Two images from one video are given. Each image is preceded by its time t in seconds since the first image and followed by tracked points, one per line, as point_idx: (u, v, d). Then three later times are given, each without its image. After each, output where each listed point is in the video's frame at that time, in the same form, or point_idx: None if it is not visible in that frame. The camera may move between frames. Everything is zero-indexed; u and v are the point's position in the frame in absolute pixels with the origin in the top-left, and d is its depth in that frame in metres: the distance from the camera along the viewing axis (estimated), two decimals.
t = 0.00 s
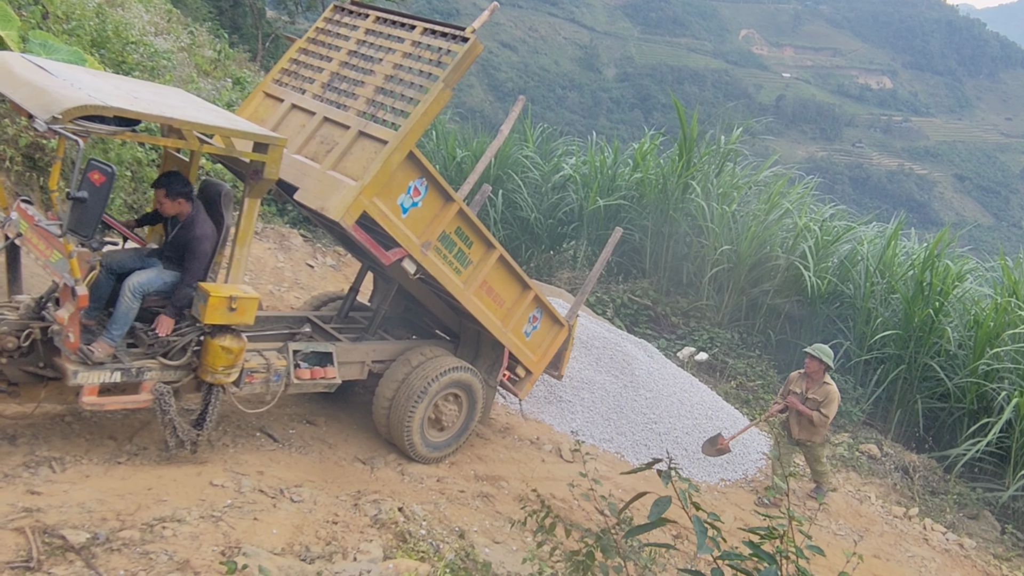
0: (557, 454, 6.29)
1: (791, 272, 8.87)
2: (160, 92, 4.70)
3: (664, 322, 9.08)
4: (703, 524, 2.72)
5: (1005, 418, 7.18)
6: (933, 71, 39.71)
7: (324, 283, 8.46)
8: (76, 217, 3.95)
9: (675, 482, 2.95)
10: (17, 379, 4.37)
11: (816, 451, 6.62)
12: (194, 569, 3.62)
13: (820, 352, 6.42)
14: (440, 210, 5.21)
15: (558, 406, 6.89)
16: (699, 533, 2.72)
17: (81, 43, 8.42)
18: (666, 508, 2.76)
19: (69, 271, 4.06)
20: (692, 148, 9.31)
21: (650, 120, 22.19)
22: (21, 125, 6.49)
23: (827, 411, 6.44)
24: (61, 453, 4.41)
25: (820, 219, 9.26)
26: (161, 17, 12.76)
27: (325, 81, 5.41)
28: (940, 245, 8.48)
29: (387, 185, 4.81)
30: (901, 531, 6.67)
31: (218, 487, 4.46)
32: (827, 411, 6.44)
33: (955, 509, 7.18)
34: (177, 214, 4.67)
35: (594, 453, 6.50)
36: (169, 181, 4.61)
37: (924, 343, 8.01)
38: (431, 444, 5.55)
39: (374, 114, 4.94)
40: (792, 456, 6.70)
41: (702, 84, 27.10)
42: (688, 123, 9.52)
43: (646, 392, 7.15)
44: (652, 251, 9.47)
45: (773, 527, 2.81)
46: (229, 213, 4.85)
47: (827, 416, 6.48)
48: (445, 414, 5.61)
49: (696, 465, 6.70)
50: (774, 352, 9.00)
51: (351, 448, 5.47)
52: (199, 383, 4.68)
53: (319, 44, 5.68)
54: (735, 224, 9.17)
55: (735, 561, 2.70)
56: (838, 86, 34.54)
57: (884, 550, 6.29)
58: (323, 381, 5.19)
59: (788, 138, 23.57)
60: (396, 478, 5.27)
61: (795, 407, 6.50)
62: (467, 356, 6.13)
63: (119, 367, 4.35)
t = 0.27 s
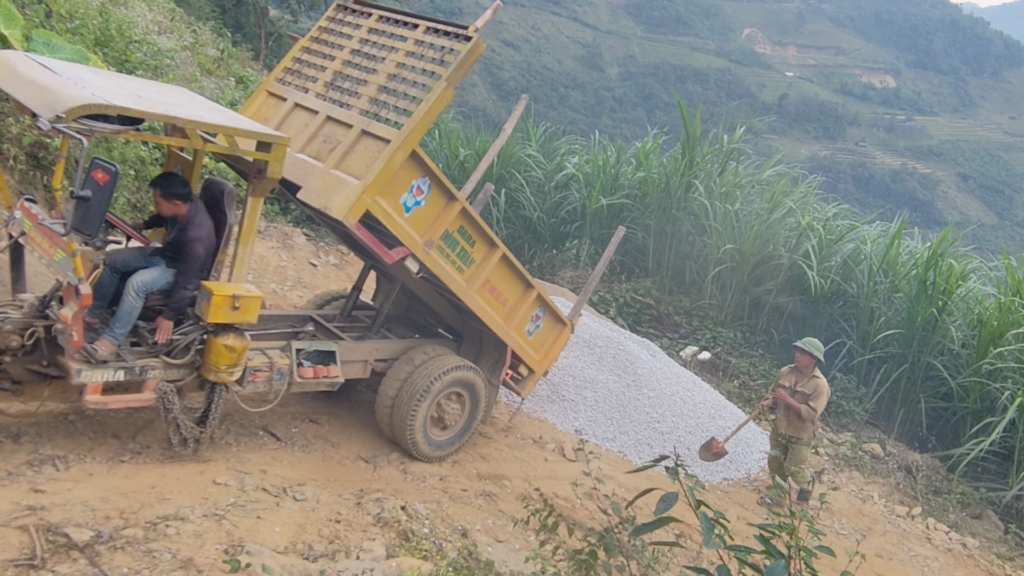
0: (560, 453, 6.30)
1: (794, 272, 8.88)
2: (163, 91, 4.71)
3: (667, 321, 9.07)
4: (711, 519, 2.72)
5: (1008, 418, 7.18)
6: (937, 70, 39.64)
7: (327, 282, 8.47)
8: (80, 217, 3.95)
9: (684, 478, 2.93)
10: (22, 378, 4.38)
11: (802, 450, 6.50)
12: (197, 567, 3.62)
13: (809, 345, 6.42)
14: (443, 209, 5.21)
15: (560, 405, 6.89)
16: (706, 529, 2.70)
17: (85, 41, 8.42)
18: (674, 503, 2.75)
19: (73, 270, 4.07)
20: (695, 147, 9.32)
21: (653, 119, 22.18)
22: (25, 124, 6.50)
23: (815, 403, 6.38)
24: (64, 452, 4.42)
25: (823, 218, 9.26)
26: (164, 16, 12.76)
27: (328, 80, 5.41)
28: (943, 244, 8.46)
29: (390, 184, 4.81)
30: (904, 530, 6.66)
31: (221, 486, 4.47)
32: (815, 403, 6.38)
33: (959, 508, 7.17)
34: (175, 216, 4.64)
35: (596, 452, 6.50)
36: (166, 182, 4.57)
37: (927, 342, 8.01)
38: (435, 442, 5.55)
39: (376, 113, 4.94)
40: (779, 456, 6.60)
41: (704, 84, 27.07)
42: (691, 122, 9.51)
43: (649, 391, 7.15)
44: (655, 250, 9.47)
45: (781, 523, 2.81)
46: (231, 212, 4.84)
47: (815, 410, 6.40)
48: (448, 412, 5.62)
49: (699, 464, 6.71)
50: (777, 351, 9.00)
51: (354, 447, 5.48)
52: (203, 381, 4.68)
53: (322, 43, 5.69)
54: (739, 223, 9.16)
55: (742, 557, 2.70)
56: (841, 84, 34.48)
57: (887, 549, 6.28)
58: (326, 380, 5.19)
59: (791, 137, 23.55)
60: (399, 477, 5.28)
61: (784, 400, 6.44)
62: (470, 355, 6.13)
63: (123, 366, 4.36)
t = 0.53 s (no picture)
0: (562, 452, 6.30)
1: (797, 271, 8.88)
2: (166, 90, 4.71)
3: (670, 321, 9.08)
4: (717, 519, 2.73)
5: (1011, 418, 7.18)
6: (940, 69, 39.60)
7: (329, 281, 8.48)
8: (83, 215, 3.95)
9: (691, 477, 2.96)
10: (25, 376, 4.37)
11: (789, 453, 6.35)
12: (200, 565, 3.63)
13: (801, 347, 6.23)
14: (445, 208, 5.21)
15: (563, 404, 6.88)
16: (713, 528, 2.71)
17: (88, 40, 8.42)
18: (682, 502, 2.76)
19: (76, 269, 4.07)
20: (698, 146, 9.32)
21: (656, 119, 22.18)
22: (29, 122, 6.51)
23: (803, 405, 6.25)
24: (67, 450, 4.43)
25: (826, 217, 9.25)
26: (167, 14, 12.76)
27: (330, 79, 5.41)
28: (947, 243, 8.45)
29: (392, 183, 4.81)
30: (907, 530, 6.66)
31: (224, 484, 4.47)
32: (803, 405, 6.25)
33: (961, 508, 7.18)
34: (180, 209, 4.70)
35: (599, 451, 6.50)
36: (168, 175, 4.62)
37: (931, 341, 8.01)
38: (436, 441, 5.55)
39: (379, 112, 4.94)
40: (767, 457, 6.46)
41: (707, 82, 27.05)
42: (694, 121, 9.50)
43: (652, 390, 7.14)
44: (657, 249, 9.46)
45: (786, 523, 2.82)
46: (235, 212, 4.86)
47: (802, 413, 6.23)
48: (450, 411, 5.61)
49: (702, 463, 6.71)
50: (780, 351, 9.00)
51: (357, 445, 5.48)
52: (205, 380, 4.69)
53: (324, 42, 5.69)
54: (742, 222, 9.16)
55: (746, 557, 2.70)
56: (844, 83, 34.44)
57: (890, 549, 6.28)
58: (329, 379, 5.20)
59: (794, 136, 23.53)
60: (401, 475, 5.28)
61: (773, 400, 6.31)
62: (473, 353, 6.13)
63: (126, 364, 4.37)
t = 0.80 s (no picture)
0: (564, 450, 6.30)
1: (799, 270, 8.88)
2: (168, 88, 4.72)
3: (671, 319, 9.07)
4: (717, 520, 2.72)
5: (1013, 417, 7.21)
6: (942, 67, 39.53)
7: (331, 279, 8.48)
8: (85, 214, 3.95)
9: (689, 479, 2.91)
10: (27, 374, 4.38)
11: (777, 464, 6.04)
12: (202, 563, 3.63)
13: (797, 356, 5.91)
14: (445, 208, 5.21)
15: (564, 403, 6.88)
16: (712, 529, 2.69)
17: (90, 38, 8.42)
18: (679, 504, 2.74)
19: (78, 267, 4.07)
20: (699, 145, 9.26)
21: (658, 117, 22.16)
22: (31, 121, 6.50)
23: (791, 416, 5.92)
24: (70, 448, 4.43)
25: (828, 216, 9.24)
26: (168, 12, 12.75)
27: (329, 79, 5.41)
28: (949, 242, 8.44)
29: (392, 184, 4.81)
30: (908, 529, 6.65)
31: (226, 482, 4.48)
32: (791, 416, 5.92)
33: (963, 507, 7.17)
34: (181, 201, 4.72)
35: (601, 450, 6.51)
36: (168, 166, 4.66)
37: (933, 340, 8.00)
38: (437, 438, 5.54)
39: (378, 113, 4.94)
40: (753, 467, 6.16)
41: (708, 81, 27.02)
42: (696, 119, 9.49)
43: (653, 389, 7.14)
44: (659, 248, 9.45)
45: (786, 524, 2.81)
46: (236, 209, 4.86)
47: (788, 424, 5.91)
48: (450, 409, 5.61)
49: (704, 463, 6.71)
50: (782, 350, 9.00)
51: (359, 444, 5.49)
52: (208, 378, 4.69)
53: (323, 41, 5.68)
54: (744, 221, 9.16)
55: (746, 557, 2.69)
56: (846, 82, 34.38)
57: (892, 548, 6.27)
58: (331, 377, 5.20)
59: (796, 134, 23.51)
60: (403, 474, 5.28)
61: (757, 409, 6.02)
62: (474, 352, 6.14)
63: (128, 363, 4.37)
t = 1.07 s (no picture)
0: (564, 449, 6.30)
1: (799, 268, 8.88)
2: (169, 86, 4.71)
3: (672, 318, 9.07)
4: (716, 518, 2.72)
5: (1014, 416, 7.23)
6: (944, 66, 39.50)
7: (331, 278, 8.48)
8: (86, 212, 3.95)
9: (689, 477, 3.03)
10: (28, 372, 4.37)
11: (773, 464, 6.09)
12: (203, 561, 3.63)
13: (786, 356, 5.90)
14: (444, 208, 5.20)
15: (565, 401, 6.88)
16: (711, 527, 2.69)
17: (91, 36, 8.42)
18: (679, 503, 2.75)
19: (79, 265, 4.07)
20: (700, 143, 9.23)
21: (659, 116, 22.15)
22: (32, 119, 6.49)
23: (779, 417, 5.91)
24: (70, 446, 4.43)
25: (829, 215, 9.23)
26: (169, 10, 12.74)
27: (327, 80, 5.41)
28: (950, 241, 8.43)
29: (390, 184, 4.80)
30: (909, 527, 6.65)
31: (227, 480, 4.48)
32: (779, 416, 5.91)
33: (964, 506, 7.17)
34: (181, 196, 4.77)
35: (602, 448, 6.51)
36: (169, 160, 4.72)
37: (933, 339, 8.00)
38: (437, 436, 5.54)
39: (375, 113, 4.94)
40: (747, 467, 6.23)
41: (709, 79, 26.99)
42: (696, 118, 9.48)
43: (654, 387, 7.14)
44: (660, 246, 9.45)
45: (785, 522, 2.81)
46: (236, 206, 4.86)
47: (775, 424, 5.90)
48: (450, 408, 5.61)
49: (705, 461, 6.71)
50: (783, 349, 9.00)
51: (359, 442, 5.49)
52: (208, 376, 4.69)
53: (321, 41, 5.68)
54: (745, 220, 9.16)
55: (746, 556, 2.69)
56: (847, 80, 34.33)
57: (893, 546, 6.27)
58: (332, 375, 5.20)
59: (797, 133, 23.51)
60: (404, 472, 5.28)
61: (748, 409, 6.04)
62: (475, 351, 6.14)
63: (129, 361, 4.37)
